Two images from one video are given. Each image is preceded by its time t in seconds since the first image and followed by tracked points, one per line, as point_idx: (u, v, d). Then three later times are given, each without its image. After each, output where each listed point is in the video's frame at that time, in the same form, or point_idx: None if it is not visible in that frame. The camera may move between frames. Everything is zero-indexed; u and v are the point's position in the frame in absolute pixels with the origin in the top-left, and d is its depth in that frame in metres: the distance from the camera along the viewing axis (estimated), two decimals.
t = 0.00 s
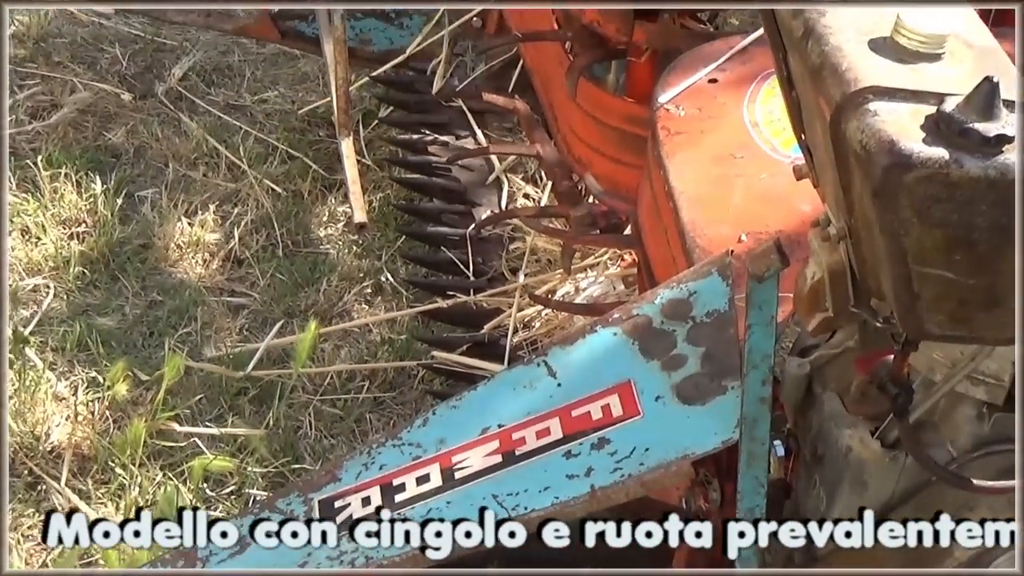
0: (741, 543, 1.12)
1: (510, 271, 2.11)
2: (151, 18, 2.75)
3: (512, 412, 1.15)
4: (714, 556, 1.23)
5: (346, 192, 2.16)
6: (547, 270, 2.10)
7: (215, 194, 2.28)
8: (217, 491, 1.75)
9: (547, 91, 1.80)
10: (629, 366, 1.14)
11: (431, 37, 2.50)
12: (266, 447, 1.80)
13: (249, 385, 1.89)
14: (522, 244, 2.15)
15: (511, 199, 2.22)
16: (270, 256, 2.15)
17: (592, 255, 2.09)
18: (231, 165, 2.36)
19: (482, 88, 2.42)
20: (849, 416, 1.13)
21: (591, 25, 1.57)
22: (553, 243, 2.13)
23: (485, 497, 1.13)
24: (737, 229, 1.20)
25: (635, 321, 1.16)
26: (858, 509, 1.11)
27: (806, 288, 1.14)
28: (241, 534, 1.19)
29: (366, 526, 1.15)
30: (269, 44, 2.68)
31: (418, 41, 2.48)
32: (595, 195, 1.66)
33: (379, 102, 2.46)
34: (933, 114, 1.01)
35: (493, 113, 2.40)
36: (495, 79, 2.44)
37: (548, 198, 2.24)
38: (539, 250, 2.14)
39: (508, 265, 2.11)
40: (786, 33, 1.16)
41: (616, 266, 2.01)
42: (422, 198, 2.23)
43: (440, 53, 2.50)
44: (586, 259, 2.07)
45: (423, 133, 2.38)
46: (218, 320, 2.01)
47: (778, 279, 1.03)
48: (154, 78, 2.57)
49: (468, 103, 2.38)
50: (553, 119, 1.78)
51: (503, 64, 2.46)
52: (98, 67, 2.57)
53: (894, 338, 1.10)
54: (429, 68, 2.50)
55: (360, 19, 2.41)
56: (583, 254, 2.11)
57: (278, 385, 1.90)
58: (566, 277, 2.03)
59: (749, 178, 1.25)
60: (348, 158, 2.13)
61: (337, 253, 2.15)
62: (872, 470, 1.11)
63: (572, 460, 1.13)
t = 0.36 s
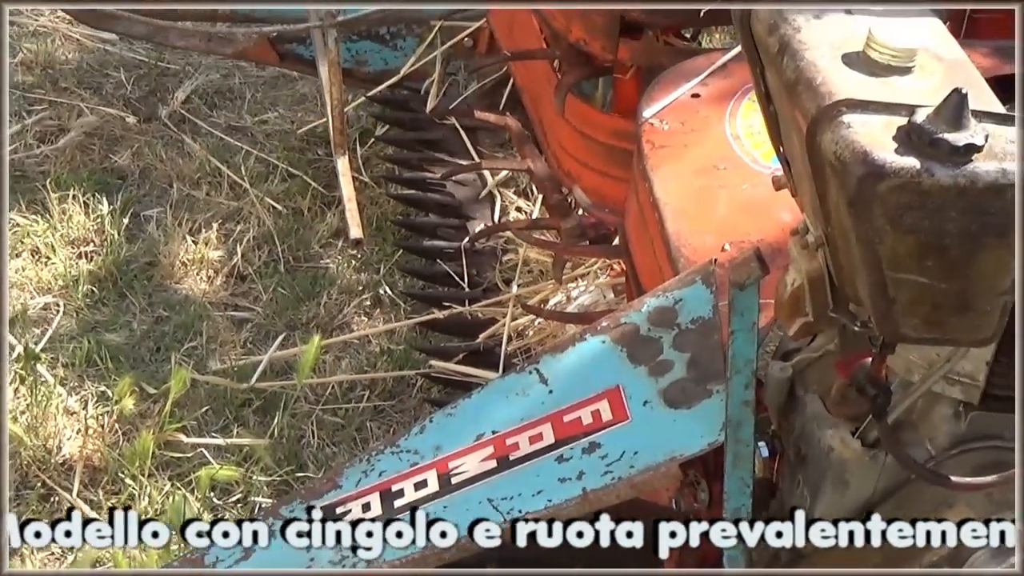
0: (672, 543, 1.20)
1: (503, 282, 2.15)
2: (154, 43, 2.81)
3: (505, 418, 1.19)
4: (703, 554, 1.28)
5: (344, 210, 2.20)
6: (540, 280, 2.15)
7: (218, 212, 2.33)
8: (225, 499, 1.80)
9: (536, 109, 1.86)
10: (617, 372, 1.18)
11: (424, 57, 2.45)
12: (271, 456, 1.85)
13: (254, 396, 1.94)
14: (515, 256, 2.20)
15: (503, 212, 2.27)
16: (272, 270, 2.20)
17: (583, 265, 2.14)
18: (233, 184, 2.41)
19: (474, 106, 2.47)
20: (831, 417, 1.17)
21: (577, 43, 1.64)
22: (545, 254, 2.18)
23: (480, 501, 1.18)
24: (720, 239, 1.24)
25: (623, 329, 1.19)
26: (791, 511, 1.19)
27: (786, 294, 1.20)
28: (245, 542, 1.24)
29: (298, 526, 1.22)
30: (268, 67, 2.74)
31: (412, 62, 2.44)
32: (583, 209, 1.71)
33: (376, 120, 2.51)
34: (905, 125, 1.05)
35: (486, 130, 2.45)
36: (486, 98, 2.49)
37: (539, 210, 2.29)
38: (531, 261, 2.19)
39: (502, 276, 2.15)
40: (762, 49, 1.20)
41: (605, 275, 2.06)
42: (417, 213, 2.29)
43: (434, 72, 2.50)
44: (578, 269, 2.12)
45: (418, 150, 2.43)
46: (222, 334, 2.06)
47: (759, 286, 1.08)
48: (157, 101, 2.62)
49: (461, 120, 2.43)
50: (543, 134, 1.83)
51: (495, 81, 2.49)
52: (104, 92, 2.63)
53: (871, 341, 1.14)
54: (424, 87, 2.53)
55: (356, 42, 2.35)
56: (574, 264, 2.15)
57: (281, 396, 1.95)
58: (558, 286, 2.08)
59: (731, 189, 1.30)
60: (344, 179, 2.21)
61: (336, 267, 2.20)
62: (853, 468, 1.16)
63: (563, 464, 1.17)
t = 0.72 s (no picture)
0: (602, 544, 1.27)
1: (501, 294, 2.20)
2: (162, 66, 2.87)
3: (503, 426, 1.24)
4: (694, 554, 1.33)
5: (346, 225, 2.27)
6: (536, 291, 2.20)
7: (225, 228, 2.38)
8: (233, 505, 1.84)
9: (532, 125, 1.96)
10: (611, 381, 1.22)
11: (423, 78, 2.55)
12: (277, 463, 1.89)
13: (261, 406, 1.99)
14: (512, 268, 2.24)
15: (501, 227, 2.32)
16: (278, 284, 2.25)
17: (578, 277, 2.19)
18: (240, 201, 2.46)
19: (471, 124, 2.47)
20: (817, 422, 1.22)
21: (571, 64, 1.73)
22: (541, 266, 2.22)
23: (479, 505, 1.22)
24: (709, 251, 1.28)
25: (616, 339, 1.24)
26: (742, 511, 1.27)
27: (773, 302, 1.25)
28: (252, 546, 1.29)
29: (230, 526, 1.29)
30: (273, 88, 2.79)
31: (411, 83, 2.55)
32: (578, 221, 1.80)
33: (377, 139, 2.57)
34: (885, 140, 1.10)
35: (483, 148, 2.45)
36: (485, 116, 2.49)
37: (536, 224, 2.34)
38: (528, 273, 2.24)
39: (500, 288, 2.20)
40: (748, 68, 1.23)
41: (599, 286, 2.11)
42: (417, 227, 2.35)
43: (434, 91, 2.55)
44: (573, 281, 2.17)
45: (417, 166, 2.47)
46: (230, 346, 2.11)
47: (746, 296, 1.12)
48: (166, 121, 2.67)
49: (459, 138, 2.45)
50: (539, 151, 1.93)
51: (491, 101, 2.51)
52: (114, 113, 2.69)
53: (855, 348, 1.17)
54: (423, 106, 2.56)
55: (356, 63, 2.48)
56: (569, 276, 2.20)
57: (286, 406, 1.99)
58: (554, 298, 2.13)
59: (720, 204, 1.34)
60: (344, 194, 2.30)
61: (339, 280, 2.25)
62: (838, 472, 1.20)
63: (559, 469, 1.21)
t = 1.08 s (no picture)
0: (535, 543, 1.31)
1: (498, 302, 2.24)
2: (169, 84, 2.93)
3: (499, 431, 1.28)
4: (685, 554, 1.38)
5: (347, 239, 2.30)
6: (531, 300, 2.24)
7: (230, 241, 2.43)
8: (239, 508, 1.88)
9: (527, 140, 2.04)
10: (603, 387, 1.25)
11: (421, 95, 2.63)
12: (281, 467, 1.93)
13: (266, 413, 2.03)
14: (508, 277, 2.29)
15: (497, 238, 2.37)
16: (282, 294, 2.30)
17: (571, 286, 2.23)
18: (244, 214, 2.51)
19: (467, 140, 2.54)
20: (802, 425, 1.26)
21: (563, 81, 1.81)
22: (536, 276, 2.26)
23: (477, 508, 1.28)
24: (696, 261, 1.33)
25: (608, 346, 1.25)
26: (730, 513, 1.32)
27: (759, 311, 1.29)
28: (258, 547, 1.36)
29: (162, 526, 1.44)
30: (277, 105, 2.85)
31: (409, 98, 2.63)
32: (570, 232, 1.86)
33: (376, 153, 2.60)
34: (866, 153, 1.13)
35: (480, 161, 2.51)
36: (480, 131, 2.55)
37: (530, 236, 2.36)
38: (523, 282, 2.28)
39: (496, 297, 2.24)
40: (734, 84, 1.27)
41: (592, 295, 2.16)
42: (416, 239, 2.39)
43: (431, 108, 2.61)
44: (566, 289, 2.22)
45: (416, 180, 2.53)
46: (236, 354, 2.16)
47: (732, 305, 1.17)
48: (173, 138, 2.73)
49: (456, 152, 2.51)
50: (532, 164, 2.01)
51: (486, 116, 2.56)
52: (123, 130, 2.74)
53: (838, 354, 1.22)
54: (421, 123, 2.63)
55: (356, 81, 2.59)
56: (563, 284, 2.25)
57: (290, 411, 2.04)
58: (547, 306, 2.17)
59: (707, 215, 1.39)
60: (345, 208, 2.30)
61: (340, 290, 2.30)
62: (823, 473, 1.24)
63: (554, 472, 1.27)
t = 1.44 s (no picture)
0: (465, 543, 1.31)
1: (483, 307, 2.29)
2: (162, 99, 2.98)
3: (484, 430, 1.33)
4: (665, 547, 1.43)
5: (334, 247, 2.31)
6: (515, 304, 2.29)
7: (224, 250, 2.48)
8: (235, 509, 1.93)
9: (510, 151, 2.08)
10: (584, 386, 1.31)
11: (406, 107, 2.61)
12: (276, 468, 1.99)
13: (260, 416, 2.09)
14: (493, 282, 2.34)
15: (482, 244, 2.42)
16: (274, 301, 2.36)
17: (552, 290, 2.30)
18: (237, 225, 2.57)
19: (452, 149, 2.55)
20: (775, 420, 1.31)
21: (543, 91, 1.83)
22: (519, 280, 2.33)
23: (462, 505, 1.33)
24: (673, 263, 1.37)
25: (587, 346, 1.31)
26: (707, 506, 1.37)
27: (732, 310, 1.34)
28: (252, 547, 1.39)
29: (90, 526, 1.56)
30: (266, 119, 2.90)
31: (394, 111, 2.61)
32: (552, 238, 1.91)
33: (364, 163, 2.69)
34: (831, 157, 1.17)
35: (465, 170, 2.52)
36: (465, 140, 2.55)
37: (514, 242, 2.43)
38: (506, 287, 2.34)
39: (481, 301, 2.28)
40: (704, 92, 1.32)
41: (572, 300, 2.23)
42: (404, 246, 2.45)
43: (416, 120, 2.62)
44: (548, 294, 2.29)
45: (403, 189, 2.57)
46: (230, 359, 2.21)
47: (705, 304, 1.21)
48: (167, 151, 2.78)
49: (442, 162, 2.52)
50: (515, 173, 2.06)
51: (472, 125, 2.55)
52: (118, 145, 2.79)
53: (808, 351, 1.27)
54: (406, 134, 2.65)
55: (344, 94, 2.55)
56: (546, 287, 2.31)
57: (282, 415, 2.09)
58: (528, 310, 2.23)
59: (682, 219, 1.44)
60: (333, 217, 2.30)
61: (331, 297, 2.35)
62: (797, 465, 1.29)
63: (537, 469, 1.31)
